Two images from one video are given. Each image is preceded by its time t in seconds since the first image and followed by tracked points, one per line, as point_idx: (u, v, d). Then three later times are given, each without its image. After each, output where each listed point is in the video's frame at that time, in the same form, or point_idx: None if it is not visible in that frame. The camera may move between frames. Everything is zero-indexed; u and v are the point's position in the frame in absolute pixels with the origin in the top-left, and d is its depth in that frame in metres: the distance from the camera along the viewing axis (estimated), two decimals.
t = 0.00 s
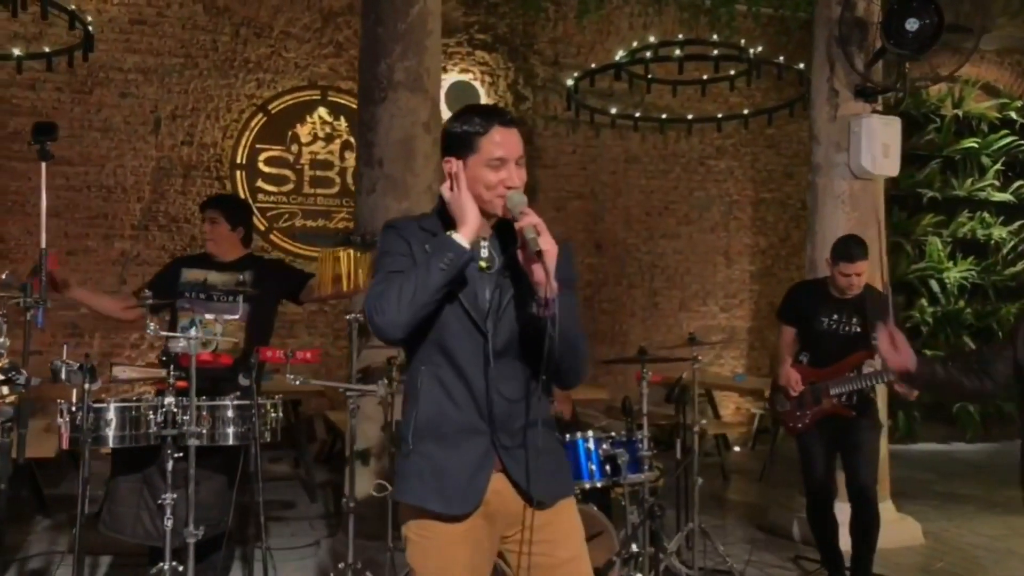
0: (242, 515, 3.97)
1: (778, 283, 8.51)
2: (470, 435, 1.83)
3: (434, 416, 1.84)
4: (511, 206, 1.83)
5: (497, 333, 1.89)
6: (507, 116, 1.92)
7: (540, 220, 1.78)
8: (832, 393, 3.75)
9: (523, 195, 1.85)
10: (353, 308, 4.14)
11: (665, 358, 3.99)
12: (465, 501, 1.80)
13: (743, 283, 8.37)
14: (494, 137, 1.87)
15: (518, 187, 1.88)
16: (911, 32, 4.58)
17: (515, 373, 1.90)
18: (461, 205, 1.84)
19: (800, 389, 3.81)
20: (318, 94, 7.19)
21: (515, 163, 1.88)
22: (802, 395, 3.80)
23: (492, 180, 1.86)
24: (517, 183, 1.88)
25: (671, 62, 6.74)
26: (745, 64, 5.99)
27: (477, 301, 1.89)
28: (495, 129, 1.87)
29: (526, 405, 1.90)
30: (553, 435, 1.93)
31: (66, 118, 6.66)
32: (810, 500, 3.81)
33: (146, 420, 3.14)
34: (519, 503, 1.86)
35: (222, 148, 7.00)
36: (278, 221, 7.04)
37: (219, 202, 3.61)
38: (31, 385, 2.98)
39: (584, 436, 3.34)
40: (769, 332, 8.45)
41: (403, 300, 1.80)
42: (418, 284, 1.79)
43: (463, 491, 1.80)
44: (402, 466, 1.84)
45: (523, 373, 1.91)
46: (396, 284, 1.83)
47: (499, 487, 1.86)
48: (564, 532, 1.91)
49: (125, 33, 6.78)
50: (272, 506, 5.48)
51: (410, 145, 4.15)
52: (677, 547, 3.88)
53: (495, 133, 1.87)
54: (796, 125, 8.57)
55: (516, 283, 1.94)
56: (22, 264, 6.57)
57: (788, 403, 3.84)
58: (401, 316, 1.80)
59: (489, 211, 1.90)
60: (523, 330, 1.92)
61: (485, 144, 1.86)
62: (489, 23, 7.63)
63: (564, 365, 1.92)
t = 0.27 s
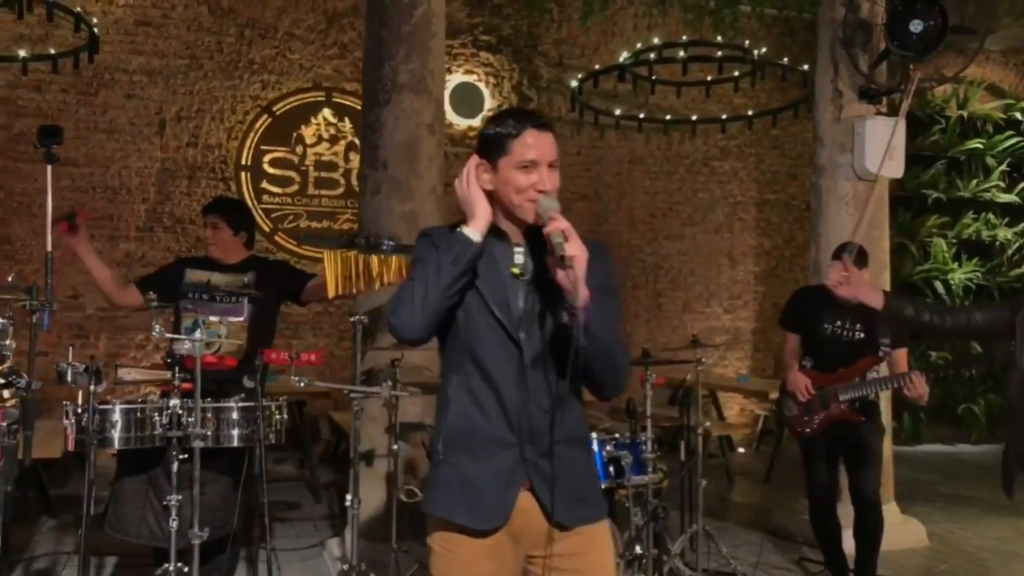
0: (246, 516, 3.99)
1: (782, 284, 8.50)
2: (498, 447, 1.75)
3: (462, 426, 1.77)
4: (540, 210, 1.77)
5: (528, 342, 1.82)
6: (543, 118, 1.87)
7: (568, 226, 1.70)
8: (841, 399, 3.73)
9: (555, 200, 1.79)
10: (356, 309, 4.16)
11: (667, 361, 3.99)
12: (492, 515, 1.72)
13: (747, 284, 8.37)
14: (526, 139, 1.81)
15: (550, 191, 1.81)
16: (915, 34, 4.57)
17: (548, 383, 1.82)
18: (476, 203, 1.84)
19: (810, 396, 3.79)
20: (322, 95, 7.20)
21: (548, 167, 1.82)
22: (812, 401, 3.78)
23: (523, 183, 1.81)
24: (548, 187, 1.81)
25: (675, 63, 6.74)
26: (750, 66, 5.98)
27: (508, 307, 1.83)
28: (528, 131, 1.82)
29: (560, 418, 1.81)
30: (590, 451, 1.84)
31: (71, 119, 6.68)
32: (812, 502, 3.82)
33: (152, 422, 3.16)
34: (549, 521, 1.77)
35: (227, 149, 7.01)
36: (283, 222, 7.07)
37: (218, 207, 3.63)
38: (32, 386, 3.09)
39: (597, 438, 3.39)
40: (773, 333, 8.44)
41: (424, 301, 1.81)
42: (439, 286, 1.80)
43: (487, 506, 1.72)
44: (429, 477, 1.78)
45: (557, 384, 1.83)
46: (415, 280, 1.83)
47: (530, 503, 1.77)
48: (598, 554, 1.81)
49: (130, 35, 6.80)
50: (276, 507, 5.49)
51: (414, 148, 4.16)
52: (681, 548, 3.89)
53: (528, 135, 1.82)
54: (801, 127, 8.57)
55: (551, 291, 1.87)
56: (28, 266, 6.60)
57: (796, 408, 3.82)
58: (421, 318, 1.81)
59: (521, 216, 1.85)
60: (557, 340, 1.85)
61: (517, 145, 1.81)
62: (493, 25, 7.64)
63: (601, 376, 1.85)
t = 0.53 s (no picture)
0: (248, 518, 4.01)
1: (783, 285, 8.51)
2: (547, 449, 1.79)
3: (511, 425, 1.81)
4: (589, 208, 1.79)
5: (579, 343, 1.84)
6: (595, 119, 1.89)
7: (620, 224, 1.70)
8: (840, 406, 3.75)
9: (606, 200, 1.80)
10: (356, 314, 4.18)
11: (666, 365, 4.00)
12: (538, 515, 1.77)
13: (748, 285, 8.38)
14: (575, 138, 1.83)
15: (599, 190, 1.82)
16: (914, 37, 4.59)
17: (599, 385, 1.84)
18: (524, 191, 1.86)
19: (810, 403, 3.79)
20: (324, 98, 7.22)
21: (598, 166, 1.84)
22: (813, 408, 3.79)
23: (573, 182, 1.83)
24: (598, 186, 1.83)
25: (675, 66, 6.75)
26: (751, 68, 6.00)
27: (558, 309, 1.85)
28: (581, 132, 1.83)
29: (608, 419, 1.84)
30: (638, 452, 1.86)
31: (74, 122, 6.71)
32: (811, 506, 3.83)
33: (155, 425, 3.18)
34: (596, 523, 1.80)
35: (229, 152, 7.04)
36: (284, 224, 7.09)
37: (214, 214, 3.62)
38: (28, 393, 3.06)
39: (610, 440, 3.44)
40: (773, 334, 8.45)
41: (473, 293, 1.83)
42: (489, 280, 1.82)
43: (533, 507, 1.77)
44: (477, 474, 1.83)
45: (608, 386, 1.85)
46: (463, 268, 1.85)
47: (576, 504, 1.80)
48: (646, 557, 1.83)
49: (133, 38, 6.83)
50: (277, 509, 5.52)
51: (415, 152, 4.18)
52: (681, 551, 3.90)
53: (579, 134, 1.84)
54: (801, 129, 8.58)
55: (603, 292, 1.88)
56: (31, 268, 6.63)
57: (796, 414, 3.83)
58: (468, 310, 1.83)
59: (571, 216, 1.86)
60: (609, 341, 1.86)
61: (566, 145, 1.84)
62: (495, 27, 7.66)
63: (660, 379, 1.82)
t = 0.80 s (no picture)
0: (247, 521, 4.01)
1: (782, 287, 8.52)
2: (585, 461, 1.69)
3: (547, 437, 1.71)
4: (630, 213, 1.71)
5: (618, 351, 1.76)
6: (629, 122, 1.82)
7: (662, 228, 1.64)
8: (838, 410, 3.77)
9: (645, 204, 1.73)
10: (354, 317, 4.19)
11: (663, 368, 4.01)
12: (577, 531, 1.66)
13: (747, 287, 8.39)
14: (615, 142, 1.75)
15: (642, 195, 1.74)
16: (912, 41, 4.60)
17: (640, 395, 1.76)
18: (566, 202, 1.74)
19: (808, 406, 3.80)
20: (323, 100, 7.22)
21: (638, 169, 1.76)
22: (811, 411, 3.80)
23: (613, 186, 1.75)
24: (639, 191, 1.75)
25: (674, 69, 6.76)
26: (750, 70, 6.01)
27: (597, 315, 1.76)
28: (619, 133, 1.76)
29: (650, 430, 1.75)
30: (679, 464, 1.78)
31: (73, 124, 6.72)
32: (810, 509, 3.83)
33: (154, 428, 3.19)
34: (635, 539, 1.70)
35: (229, 154, 7.04)
36: (283, 226, 7.10)
37: (215, 213, 3.62)
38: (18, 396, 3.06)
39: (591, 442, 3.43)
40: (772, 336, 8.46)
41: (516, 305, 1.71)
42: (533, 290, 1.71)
43: (571, 521, 1.66)
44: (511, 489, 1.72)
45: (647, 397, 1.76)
46: (505, 281, 1.74)
47: (616, 520, 1.70)
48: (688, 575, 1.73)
49: (133, 40, 6.84)
50: (277, 511, 5.52)
51: (414, 155, 4.19)
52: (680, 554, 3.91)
53: (618, 137, 1.76)
54: (800, 131, 8.60)
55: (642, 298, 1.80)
56: (30, 270, 6.63)
57: (793, 418, 3.85)
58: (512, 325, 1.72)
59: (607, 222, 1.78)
60: (648, 349, 1.78)
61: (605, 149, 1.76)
62: (494, 30, 7.67)
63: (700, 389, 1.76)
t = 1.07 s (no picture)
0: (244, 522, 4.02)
1: (778, 288, 8.54)
2: (603, 463, 1.70)
3: (564, 440, 1.71)
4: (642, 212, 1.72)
5: (632, 353, 1.75)
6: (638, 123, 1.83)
7: (676, 227, 1.65)
8: (832, 410, 3.78)
9: (656, 203, 1.75)
10: (352, 318, 4.19)
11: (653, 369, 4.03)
12: (597, 534, 1.67)
13: (743, 288, 8.41)
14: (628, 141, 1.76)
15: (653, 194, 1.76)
16: (908, 43, 4.62)
17: (655, 396, 1.76)
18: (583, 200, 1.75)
19: (801, 407, 3.83)
20: (320, 101, 7.23)
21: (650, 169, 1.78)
22: (804, 412, 3.83)
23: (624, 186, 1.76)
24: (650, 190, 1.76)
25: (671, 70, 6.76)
26: (747, 73, 6.03)
27: (611, 317, 1.76)
28: (630, 134, 1.76)
29: (665, 431, 1.75)
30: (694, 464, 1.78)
31: (70, 125, 6.72)
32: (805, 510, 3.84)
33: (151, 430, 3.19)
34: (653, 539, 1.71)
35: (226, 155, 7.05)
36: (280, 228, 7.10)
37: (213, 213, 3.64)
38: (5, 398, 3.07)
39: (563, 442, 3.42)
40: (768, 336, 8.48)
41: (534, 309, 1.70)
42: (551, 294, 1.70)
43: (591, 524, 1.67)
44: (528, 492, 1.72)
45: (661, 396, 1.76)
46: (527, 284, 1.73)
47: (634, 520, 1.71)
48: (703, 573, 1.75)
49: (130, 41, 6.84)
50: (274, 512, 5.53)
51: (411, 157, 4.20)
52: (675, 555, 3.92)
53: (629, 137, 1.77)
54: (797, 133, 8.62)
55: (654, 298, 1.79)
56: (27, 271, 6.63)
57: (787, 419, 3.87)
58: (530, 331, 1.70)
59: (616, 221, 1.79)
60: (661, 349, 1.78)
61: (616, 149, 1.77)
62: (491, 31, 7.69)
63: (713, 388, 1.76)
